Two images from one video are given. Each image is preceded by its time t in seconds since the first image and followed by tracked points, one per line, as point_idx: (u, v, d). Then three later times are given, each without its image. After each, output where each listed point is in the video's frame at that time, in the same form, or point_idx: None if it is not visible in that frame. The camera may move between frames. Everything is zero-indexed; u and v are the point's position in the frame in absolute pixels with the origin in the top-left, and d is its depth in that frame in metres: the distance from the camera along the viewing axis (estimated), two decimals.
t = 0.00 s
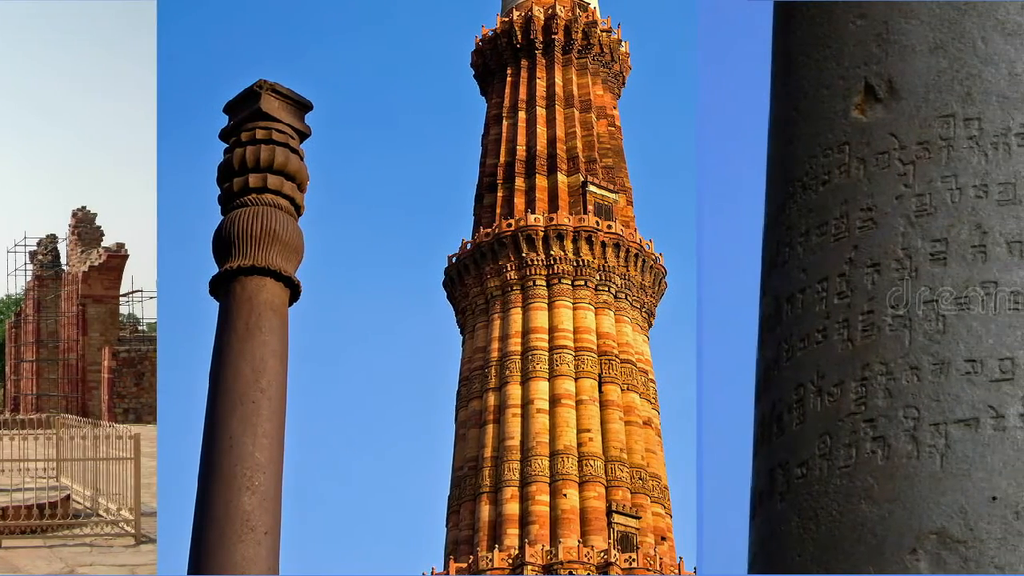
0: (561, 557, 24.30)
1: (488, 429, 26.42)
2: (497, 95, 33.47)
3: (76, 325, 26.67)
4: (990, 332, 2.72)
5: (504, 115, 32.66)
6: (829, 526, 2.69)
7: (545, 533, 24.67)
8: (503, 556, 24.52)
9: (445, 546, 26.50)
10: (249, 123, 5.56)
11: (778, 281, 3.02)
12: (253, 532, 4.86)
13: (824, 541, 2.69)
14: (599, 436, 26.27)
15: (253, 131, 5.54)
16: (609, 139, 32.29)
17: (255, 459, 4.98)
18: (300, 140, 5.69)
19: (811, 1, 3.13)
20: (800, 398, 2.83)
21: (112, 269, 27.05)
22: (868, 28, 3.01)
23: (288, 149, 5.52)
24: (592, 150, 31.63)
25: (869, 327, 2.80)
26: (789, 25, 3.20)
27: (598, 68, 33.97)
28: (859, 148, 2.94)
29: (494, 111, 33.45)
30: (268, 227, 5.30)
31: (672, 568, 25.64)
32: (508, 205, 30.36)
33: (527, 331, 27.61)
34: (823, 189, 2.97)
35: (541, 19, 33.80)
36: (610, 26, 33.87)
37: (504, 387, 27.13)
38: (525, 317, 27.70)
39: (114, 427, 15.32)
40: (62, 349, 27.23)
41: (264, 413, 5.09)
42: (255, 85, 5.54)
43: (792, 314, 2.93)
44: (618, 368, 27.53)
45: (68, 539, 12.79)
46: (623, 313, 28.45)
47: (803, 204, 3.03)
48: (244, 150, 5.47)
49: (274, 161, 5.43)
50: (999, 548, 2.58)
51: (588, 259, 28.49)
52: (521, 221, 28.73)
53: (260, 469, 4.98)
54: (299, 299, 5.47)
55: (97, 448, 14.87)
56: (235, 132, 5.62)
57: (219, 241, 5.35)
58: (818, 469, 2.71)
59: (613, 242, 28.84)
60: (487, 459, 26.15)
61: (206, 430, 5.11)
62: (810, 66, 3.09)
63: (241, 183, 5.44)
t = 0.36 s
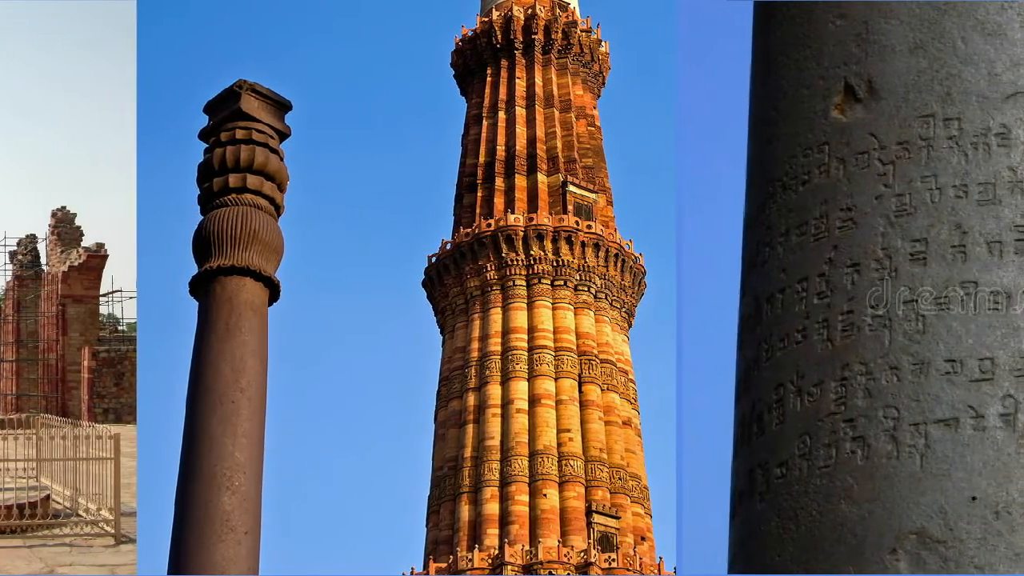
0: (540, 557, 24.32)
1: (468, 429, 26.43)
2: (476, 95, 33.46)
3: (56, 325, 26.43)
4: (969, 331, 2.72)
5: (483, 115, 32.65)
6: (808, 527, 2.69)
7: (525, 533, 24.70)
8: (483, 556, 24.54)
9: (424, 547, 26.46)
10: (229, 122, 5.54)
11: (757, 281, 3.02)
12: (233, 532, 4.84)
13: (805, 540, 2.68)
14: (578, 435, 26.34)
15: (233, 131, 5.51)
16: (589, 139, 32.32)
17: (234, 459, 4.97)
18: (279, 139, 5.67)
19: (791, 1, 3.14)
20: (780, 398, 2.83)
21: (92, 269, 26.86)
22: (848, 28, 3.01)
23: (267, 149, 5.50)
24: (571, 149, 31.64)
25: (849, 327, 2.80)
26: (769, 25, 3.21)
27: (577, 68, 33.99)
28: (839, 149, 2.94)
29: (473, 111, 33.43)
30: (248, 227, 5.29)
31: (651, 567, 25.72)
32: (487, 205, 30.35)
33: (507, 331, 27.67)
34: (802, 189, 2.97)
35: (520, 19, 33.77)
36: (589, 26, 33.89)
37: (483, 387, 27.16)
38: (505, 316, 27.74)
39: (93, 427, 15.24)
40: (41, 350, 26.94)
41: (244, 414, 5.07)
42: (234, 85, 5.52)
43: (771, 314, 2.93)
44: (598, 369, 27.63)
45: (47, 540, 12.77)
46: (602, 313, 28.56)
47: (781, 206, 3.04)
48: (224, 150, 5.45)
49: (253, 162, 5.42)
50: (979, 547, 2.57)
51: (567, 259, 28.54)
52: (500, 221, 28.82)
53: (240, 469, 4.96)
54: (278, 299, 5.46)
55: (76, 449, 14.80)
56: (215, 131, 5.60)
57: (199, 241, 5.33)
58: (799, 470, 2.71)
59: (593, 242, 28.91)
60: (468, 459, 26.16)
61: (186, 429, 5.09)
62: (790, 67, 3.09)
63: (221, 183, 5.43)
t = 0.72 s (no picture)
0: (520, 557, 24.48)
1: (448, 429, 26.42)
2: (457, 95, 33.43)
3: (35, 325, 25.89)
4: (949, 331, 2.71)
5: (463, 115, 32.61)
6: (788, 526, 2.68)
7: (504, 533, 24.76)
8: (463, 556, 24.46)
9: (404, 547, 26.44)
10: (209, 122, 5.54)
11: (738, 281, 3.01)
12: (213, 532, 4.82)
13: (785, 540, 2.68)
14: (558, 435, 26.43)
15: (213, 131, 5.51)
16: (569, 139, 32.32)
17: (214, 459, 4.95)
18: (259, 139, 5.66)
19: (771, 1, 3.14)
20: (760, 398, 2.83)
21: (72, 269, 26.70)
22: (827, 28, 3.01)
23: (248, 149, 5.49)
24: (551, 150, 31.63)
25: (829, 327, 2.79)
26: (749, 26, 3.21)
27: (557, 68, 34.00)
28: (820, 148, 2.94)
29: (453, 111, 33.43)
30: (228, 227, 5.28)
31: (631, 568, 25.80)
32: (467, 205, 30.32)
33: (487, 332, 27.72)
34: (782, 189, 2.97)
35: (500, 19, 33.75)
36: (569, 26, 33.91)
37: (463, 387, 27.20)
38: (485, 317, 27.84)
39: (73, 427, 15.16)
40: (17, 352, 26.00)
41: (224, 414, 5.05)
42: (214, 85, 5.52)
43: (752, 314, 2.92)
44: (578, 369, 27.73)
45: (26, 540, 12.69)
46: (583, 313, 28.67)
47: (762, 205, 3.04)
48: (204, 150, 5.44)
49: (234, 162, 5.42)
50: (959, 547, 2.56)
51: (547, 259, 28.60)
52: (480, 221, 28.86)
53: (220, 469, 4.94)
54: (258, 300, 5.45)
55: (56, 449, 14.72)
56: (195, 132, 5.59)
57: (179, 241, 5.32)
58: (778, 469, 2.70)
59: (573, 242, 28.97)
60: (448, 459, 26.17)
61: (166, 429, 5.07)
62: (770, 67, 3.09)
63: (201, 183, 5.42)
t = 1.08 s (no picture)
0: (500, 557, 24.49)
1: (428, 429, 26.42)
2: (437, 95, 33.42)
3: (14, 325, 25.49)
4: (929, 331, 2.70)
5: (443, 115, 32.59)
6: (767, 527, 2.68)
7: (484, 533, 24.80)
8: (443, 556, 24.66)
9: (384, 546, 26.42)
10: (189, 122, 5.60)
11: (718, 282, 3.01)
12: (192, 532, 4.84)
13: (765, 541, 2.67)
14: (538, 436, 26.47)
15: (193, 131, 5.58)
16: (549, 139, 32.35)
17: (194, 459, 4.97)
18: (239, 138, 5.73)
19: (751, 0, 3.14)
20: (740, 398, 2.83)
21: (51, 269, 26.52)
22: (807, 28, 3.01)
23: (228, 149, 5.56)
24: (531, 150, 31.63)
25: (809, 327, 2.79)
26: (728, 24, 3.21)
27: (538, 68, 34.02)
28: (799, 148, 2.94)
29: (433, 110, 33.40)
30: (208, 226, 5.34)
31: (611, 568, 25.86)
32: (447, 205, 30.30)
33: (467, 332, 27.75)
34: (762, 190, 2.98)
35: (481, 19, 33.76)
36: (549, 26, 33.94)
37: (443, 387, 27.21)
38: (464, 317, 27.87)
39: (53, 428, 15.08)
40: None
41: (204, 413, 5.08)
42: (194, 85, 5.58)
43: (732, 314, 2.92)
44: (558, 369, 27.79)
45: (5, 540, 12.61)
46: (563, 313, 28.72)
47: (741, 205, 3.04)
48: (184, 151, 5.52)
49: (213, 161, 5.48)
50: (938, 547, 2.55)
51: (527, 259, 28.65)
52: (459, 221, 28.89)
53: (200, 469, 4.96)
54: (239, 299, 5.51)
55: (35, 449, 14.64)
56: (175, 131, 5.66)
57: (159, 241, 5.37)
58: (758, 469, 2.70)
59: (553, 242, 29.01)
60: (428, 459, 26.18)
61: (146, 429, 5.09)
62: (750, 68, 3.10)
63: (181, 183, 5.50)
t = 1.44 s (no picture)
0: (480, 558, 24.51)
1: (408, 429, 26.43)
2: (416, 95, 33.41)
3: None
4: (909, 331, 2.69)
5: (423, 115, 32.57)
6: (747, 526, 2.68)
7: (464, 533, 24.86)
8: (423, 556, 24.71)
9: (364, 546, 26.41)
10: (168, 122, 5.70)
11: (697, 281, 3.02)
12: (172, 532, 4.93)
13: (743, 541, 2.67)
14: (518, 435, 26.57)
15: (172, 131, 5.68)
16: (529, 139, 32.36)
17: (174, 459, 5.06)
18: (218, 138, 5.82)
19: None
20: (719, 397, 2.83)
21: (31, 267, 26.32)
22: (786, 28, 3.02)
23: (207, 149, 5.66)
24: (511, 150, 31.62)
25: (788, 327, 2.79)
26: (708, 24, 3.23)
27: (517, 68, 34.05)
28: (779, 148, 2.94)
29: (413, 110, 33.39)
30: (188, 226, 5.43)
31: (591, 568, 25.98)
32: (427, 205, 30.27)
33: (446, 332, 27.79)
34: (741, 189, 2.98)
35: (460, 19, 33.77)
36: (529, 26, 33.97)
37: (423, 387, 27.24)
38: (444, 317, 27.90)
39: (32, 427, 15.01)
40: None
41: (183, 413, 5.17)
42: (175, 85, 5.68)
43: (711, 315, 2.92)
44: (537, 369, 27.86)
45: None
46: (542, 313, 28.80)
47: (721, 205, 3.04)
48: (164, 150, 5.60)
49: (194, 162, 5.58)
50: (918, 548, 2.54)
51: (506, 259, 28.70)
52: (439, 221, 28.91)
53: (180, 469, 5.06)
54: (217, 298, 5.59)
55: (13, 449, 14.57)
56: (155, 130, 5.74)
57: (139, 241, 5.45)
58: (737, 469, 2.70)
59: (532, 242, 29.05)
60: (408, 459, 26.19)
61: (126, 429, 5.19)
62: (729, 68, 3.10)
63: (161, 183, 5.59)
